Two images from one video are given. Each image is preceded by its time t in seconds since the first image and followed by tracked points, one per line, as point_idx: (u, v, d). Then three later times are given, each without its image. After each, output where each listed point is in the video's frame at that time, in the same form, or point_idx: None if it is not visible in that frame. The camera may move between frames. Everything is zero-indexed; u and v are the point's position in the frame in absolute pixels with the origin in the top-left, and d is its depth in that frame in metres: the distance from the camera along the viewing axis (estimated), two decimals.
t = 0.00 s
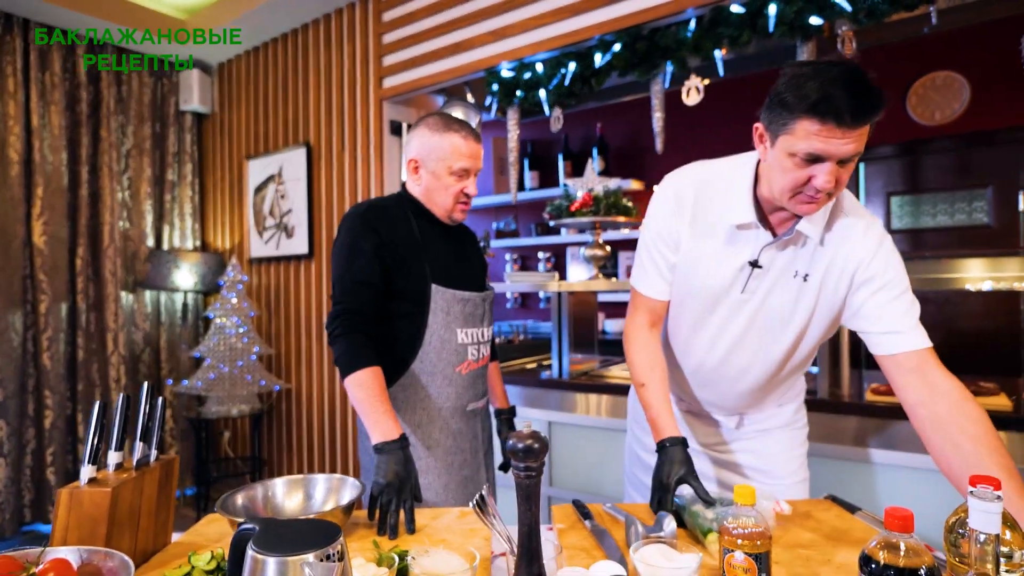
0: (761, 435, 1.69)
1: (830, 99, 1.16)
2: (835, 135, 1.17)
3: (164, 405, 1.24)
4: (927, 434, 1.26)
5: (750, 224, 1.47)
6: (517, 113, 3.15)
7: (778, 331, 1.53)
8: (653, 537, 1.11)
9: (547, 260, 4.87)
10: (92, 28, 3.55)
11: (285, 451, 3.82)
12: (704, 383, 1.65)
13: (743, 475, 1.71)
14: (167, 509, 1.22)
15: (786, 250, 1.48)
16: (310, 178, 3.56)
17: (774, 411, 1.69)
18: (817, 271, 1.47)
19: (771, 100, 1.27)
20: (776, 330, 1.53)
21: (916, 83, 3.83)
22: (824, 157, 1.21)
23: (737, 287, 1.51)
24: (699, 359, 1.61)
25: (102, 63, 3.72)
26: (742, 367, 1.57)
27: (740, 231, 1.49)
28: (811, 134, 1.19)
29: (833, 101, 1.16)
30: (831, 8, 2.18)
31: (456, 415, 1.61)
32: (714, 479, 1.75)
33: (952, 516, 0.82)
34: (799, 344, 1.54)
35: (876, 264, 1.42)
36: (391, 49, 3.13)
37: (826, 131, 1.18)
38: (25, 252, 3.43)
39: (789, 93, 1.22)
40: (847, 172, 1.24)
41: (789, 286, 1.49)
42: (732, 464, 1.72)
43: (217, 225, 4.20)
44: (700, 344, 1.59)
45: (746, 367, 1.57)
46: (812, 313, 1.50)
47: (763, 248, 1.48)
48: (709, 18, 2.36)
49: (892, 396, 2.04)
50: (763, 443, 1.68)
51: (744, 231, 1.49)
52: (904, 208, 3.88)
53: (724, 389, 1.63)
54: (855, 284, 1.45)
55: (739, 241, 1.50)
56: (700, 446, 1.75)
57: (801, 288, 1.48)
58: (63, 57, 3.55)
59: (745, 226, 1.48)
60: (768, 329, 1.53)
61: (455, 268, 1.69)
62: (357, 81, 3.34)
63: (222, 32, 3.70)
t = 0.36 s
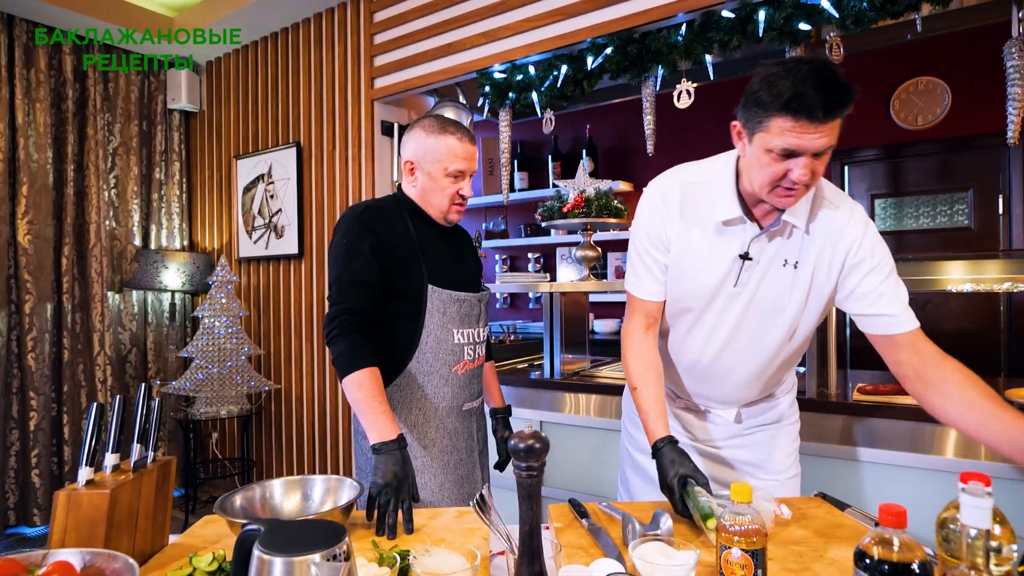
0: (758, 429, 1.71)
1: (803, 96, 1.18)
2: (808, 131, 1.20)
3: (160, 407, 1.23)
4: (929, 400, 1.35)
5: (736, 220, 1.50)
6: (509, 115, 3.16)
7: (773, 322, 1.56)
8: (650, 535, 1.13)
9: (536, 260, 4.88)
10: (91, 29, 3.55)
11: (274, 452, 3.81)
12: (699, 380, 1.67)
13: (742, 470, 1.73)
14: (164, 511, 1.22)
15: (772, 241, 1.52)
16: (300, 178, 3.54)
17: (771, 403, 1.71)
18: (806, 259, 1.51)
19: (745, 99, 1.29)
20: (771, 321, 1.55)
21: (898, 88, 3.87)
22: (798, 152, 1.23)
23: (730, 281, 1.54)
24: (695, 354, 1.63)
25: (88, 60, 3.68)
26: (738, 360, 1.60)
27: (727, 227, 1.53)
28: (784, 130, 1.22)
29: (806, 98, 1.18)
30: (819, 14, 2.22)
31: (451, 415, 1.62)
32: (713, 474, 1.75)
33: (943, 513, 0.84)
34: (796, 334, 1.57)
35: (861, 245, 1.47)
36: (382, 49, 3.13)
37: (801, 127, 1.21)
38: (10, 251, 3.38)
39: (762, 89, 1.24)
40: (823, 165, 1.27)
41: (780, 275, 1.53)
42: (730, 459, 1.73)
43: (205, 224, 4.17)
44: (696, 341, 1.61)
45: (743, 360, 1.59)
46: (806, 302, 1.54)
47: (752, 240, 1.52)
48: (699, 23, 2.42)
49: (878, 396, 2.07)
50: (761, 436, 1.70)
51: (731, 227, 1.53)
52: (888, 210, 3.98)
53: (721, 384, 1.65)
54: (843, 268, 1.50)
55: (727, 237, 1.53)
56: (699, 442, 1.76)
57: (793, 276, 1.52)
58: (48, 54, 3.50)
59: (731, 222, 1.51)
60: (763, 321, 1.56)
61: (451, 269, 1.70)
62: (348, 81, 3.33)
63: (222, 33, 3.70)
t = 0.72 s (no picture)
0: (744, 421, 1.72)
1: (711, 109, 1.35)
2: (717, 139, 1.38)
3: (156, 410, 1.23)
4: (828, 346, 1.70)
5: (690, 219, 1.60)
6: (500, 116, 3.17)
7: (747, 309, 1.63)
8: (648, 535, 1.14)
9: (527, 261, 4.90)
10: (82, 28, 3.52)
11: (265, 455, 3.79)
12: (680, 377, 1.72)
13: (731, 463, 1.73)
14: (161, 514, 1.22)
15: (729, 232, 1.62)
16: (291, 178, 3.53)
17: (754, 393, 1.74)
18: (760, 242, 1.61)
19: (669, 113, 1.46)
20: (746, 308, 1.63)
21: (883, 91, 3.94)
22: (714, 158, 1.42)
23: (698, 276, 1.62)
24: (673, 351, 1.68)
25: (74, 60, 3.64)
26: (717, 350, 1.65)
27: (684, 228, 1.62)
28: (699, 140, 1.41)
29: (715, 110, 1.35)
30: (807, 19, 2.25)
31: (450, 416, 1.63)
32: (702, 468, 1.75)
33: (935, 510, 0.87)
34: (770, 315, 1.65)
35: (804, 221, 1.61)
36: (373, 50, 3.13)
37: (713, 136, 1.39)
38: None
39: (681, 104, 1.41)
40: (740, 165, 1.45)
41: (743, 262, 1.62)
42: (719, 453, 1.73)
43: (193, 224, 4.14)
44: (677, 339, 1.67)
45: (724, 349, 1.65)
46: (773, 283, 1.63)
47: (710, 235, 1.61)
48: (689, 27, 2.43)
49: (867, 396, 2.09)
50: (748, 427, 1.72)
51: (688, 227, 1.62)
52: (873, 212, 4.04)
53: (707, 376, 1.69)
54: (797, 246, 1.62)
55: (687, 236, 1.62)
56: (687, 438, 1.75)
57: (753, 260, 1.62)
58: (33, 52, 3.46)
59: (686, 222, 1.61)
60: (738, 309, 1.63)
61: (449, 271, 1.70)
62: (339, 82, 3.32)
63: (222, 32, 3.71)
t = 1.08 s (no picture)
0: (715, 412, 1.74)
1: (697, 115, 1.39)
2: (704, 143, 1.41)
3: (153, 412, 1.21)
4: (750, 366, 1.69)
5: (665, 216, 1.64)
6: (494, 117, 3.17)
7: (713, 308, 1.65)
8: (648, 534, 1.15)
9: (518, 262, 4.90)
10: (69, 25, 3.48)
11: (256, 456, 3.77)
12: (650, 372, 1.72)
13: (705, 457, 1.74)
14: (158, 516, 1.21)
15: (699, 232, 1.65)
16: (282, 178, 3.51)
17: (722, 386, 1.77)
18: (728, 243, 1.65)
19: (655, 115, 1.50)
20: (712, 307, 1.65)
21: (872, 95, 3.98)
22: (697, 159, 1.45)
23: (668, 272, 1.64)
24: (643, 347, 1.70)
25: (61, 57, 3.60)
26: (684, 347, 1.67)
27: (660, 225, 1.66)
28: (685, 142, 1.44)
29: (701, 116, 1.39)
30: (800, 23, 2.28)
31: (448, 417, 1.63)
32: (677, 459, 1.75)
33: (934, 508, 0.89)
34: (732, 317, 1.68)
35: (768, 230, 1.66)
36: (367, 50, 3.12)
37: (698, 139, 1.42)
38: None
39: (668, 109, 1.45)
40: (720, 168, 1.48)
41: (711, 262, 1.65)
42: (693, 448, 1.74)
43: (182, 224, 4.10)
44: (647, 334, 1.68)
45: (692, 346, 1.67)
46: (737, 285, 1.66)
47: (682, 233, 1.64)
48: (683, 30, 2.42)
49: (859, 395, 2.11)
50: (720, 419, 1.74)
51: (663, 225, 1.66)
52: (861, 214, 4.09)
53: (673, 372, 1.70)
54: (756, 249, 1.66)
55: (660, 233, 1.66)
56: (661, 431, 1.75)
57: (720, 261, 1.65)
58: (19, 49, 3.41)
59: (661, 219, 1.64)
60: (705, 308, 1.65)
61: (446, 272, 1.71)
62: (331, 82, 3.30)
63: (222, 32, 3.71)
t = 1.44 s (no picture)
0: (711, 414, 1.76)
1: (688, 120, 1.41)
2: (695, 147, 1.43)
3: (155, 415, 1.21)
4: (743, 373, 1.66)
5: (663, 219, 1.65)
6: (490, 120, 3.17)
7: (710, 310, 1.68)
8: (650, 537, 1.15)
9: (512, 265, 4.91)
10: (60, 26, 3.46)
11: (249, 460, 3.75)
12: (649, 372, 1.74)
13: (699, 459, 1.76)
14: (159, 521, 1.20)
15: (695, 234, 1.68)
16: (276, 181, 3.49)
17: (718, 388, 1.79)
18: (724, 245, 1.67)
19: (649, 120, 1.51)
20: (709, 309, 1.68)
21: (861, 101, 4.03)
22: (688, 163, 1.46)
23: (666, 275, 1.66)
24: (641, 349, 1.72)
25: (52, 59, 3.57)
26: (683, 349, 1.69)
27: (658, 228, 1.67)
28: (677, 146, 1.45)
29: (691, 121, 1.41)
30: (793, 30, 2.31)
31: (449, 421, 1.63)
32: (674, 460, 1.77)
33: (936, 508, 0.90)
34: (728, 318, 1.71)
35: (761, 231, 1.68)
36: (362, 53, 3.11)
37: (689, 143, 1.44)
38: None
39: (659, 114, 1.46)
40: (711, 172, 1.49)
41: (707, 264, 1.67)
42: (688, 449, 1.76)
43: (174, 226, 4.07)
44: (646, 335, 1.70)
45: (690, 348, 1.69)
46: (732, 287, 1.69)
47: (679, 236, 1.66)
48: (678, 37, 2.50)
49: (853, 398, 2.13)
50: (716, 421, 1.76)
51: (661, 228, 1.67)
52: (851, 218, 4.14)
53: (671, 373, 1.73)
54: (752, 248, 1.67)
55: (659, 236, 1.67)
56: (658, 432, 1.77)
57: (717, 263, 1.67)
58: (10, 49, 3.38)
59: (660, 222, 1.66)
60: (702, 310, 1.68)
61: (446, 276, 1.71)
62: (326, 85, 3.30)
63: (221, 32, 3.68)
